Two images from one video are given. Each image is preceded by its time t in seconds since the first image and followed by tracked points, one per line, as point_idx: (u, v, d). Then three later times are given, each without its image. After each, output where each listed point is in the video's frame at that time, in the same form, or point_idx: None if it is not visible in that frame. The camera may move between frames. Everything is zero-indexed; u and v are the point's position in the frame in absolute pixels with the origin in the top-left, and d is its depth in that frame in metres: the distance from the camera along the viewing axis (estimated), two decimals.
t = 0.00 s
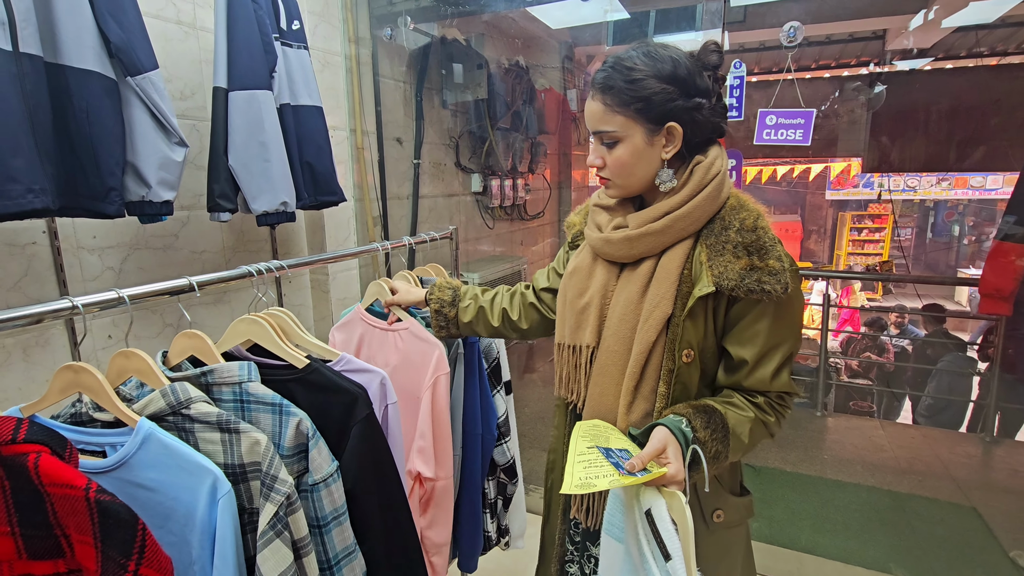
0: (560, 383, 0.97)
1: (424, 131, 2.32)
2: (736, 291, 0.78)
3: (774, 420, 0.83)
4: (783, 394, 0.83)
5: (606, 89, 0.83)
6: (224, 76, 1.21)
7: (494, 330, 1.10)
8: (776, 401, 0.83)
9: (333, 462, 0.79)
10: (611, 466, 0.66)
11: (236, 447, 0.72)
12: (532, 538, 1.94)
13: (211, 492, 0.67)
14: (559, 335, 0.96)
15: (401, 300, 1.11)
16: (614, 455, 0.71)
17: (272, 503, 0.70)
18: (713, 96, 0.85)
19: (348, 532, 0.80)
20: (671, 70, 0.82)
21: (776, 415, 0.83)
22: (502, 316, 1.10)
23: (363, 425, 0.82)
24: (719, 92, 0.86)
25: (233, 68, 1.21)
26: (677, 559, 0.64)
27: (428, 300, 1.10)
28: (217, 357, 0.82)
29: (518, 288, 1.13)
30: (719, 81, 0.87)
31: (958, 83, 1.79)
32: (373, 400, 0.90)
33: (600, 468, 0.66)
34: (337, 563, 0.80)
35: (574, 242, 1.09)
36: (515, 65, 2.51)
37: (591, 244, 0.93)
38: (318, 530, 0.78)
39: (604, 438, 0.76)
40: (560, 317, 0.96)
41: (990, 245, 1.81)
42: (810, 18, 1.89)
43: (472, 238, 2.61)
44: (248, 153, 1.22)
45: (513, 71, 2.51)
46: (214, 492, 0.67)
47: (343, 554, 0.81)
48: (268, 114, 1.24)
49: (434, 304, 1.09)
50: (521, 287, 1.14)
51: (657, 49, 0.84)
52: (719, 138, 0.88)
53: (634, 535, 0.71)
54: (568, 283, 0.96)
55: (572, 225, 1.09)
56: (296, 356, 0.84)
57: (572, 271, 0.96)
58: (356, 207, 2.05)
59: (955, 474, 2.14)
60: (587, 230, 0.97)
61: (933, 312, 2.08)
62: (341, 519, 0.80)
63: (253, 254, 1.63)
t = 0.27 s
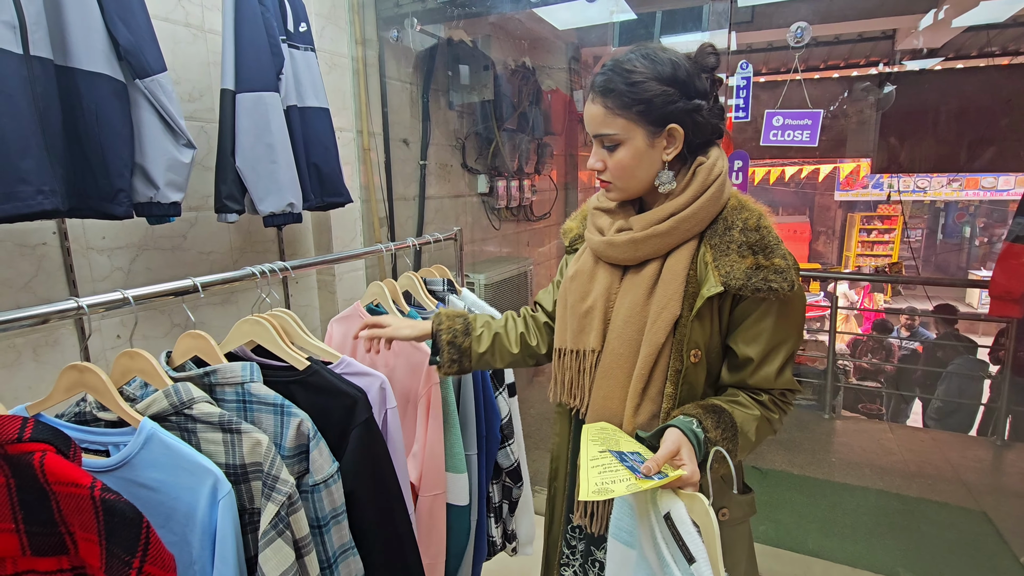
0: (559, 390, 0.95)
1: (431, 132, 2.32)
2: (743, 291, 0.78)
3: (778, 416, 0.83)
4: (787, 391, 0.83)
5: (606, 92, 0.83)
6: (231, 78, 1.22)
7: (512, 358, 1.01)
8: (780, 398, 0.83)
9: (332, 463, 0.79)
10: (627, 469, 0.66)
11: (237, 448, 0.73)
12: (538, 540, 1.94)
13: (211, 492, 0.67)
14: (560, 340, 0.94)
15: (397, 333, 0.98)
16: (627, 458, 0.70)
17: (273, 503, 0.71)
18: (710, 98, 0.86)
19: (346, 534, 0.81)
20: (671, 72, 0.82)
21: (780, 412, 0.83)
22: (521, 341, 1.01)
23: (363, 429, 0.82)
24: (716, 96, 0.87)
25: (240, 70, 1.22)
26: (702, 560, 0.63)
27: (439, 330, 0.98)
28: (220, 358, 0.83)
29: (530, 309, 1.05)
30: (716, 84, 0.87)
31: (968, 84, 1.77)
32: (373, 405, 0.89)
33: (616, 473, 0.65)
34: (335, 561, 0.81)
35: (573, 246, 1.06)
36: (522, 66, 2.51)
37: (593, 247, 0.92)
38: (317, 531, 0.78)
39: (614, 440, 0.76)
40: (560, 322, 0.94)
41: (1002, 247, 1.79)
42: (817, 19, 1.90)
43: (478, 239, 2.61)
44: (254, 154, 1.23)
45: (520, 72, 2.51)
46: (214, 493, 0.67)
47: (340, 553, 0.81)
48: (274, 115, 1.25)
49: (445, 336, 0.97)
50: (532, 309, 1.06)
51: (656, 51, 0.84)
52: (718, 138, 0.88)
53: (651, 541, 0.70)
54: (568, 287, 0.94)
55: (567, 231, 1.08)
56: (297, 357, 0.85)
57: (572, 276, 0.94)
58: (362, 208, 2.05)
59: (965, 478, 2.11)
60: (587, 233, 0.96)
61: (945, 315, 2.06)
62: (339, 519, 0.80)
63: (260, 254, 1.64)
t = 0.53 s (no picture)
0: (569, 395, 0.95)
1: (435, 133, 2.33)
2: (751, 290, 0.77)
3: (786, 415, 0.82)
4: (795, 390, 0.83)
5: (610, 95, 0.82)
6: (237, 79, 1.22)
7: (498, 364, 1.03)
8: (788, 397, 0.82)
9: (332, 466, 0.79)
10: (634, 471, 0.66)
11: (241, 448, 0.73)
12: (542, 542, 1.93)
13: (216, 492, 0.68)
14: (566, 344, 0.93)
15: (381, 363, 0.97)
16: (634, 459, 0.70)
17: (278, 502, 0.72)
18: (715, 97, 0.85)
19: (346, 538, 0.80)
20: (674, 73, 0.81)
21: (788, 410, 0.83)
22: (504, 346, 1.03)
23: (363, 432, 0.82)
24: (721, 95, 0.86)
25: (246, 72, 1.23)
26: (708, 562, 0.61)
27: (416, 355, 0.98)
28: (224, 359, 0.83)
29: (511, 312, 1.07)
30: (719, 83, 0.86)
31: (977, 84, 1.76)
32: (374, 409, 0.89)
33: (624, 474, 0.65)
34: (334, 566, 0.80)
35: (574, 249, 1.06)
36: (526, 67, 2.51)
37: (599, 250, 0.91)
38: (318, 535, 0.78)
39: (621, 441, 0.76)
40: (566, 325, 0.93)
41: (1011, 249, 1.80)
42: (823, 19, 1.88)
43: (483, 240, 2.61)
44: (259, 155, 1.24)
45: (524, 72, 2.51)
46: (219, 492, 0.67)
47: (339, 559, 0.80)
48: (279, 116, 1.26)
49: (425, 360, 0.97)
50: (515, 311, 1.07)
51: (659, 52, 0.83)
52: (724, 137, 0.88)
53: (657, 542, 0.69)
54: (574, 290, 0.93)
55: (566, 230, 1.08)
56: (298, 359, 0.85)
57: (578, 279, 0.93)
58: (366, 209, 2.06)
59: (973, 481, 2.09)
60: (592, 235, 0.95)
61: (954, 316, 2.05)
62: (338, 524, 0.79)
63: (266, 255, 1.65)
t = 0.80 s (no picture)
0: (571, 393, 0.95)
1: (438, 133, 2.33)
2: (753, 295, 0.77)
3: (791, 423, 0.81)
4: (801, 398, 0.82)
5: (613, 101, 0.81)
6: (239, 80, 1.22)
7: (525, 359, 1.08)
8: (794, 404, 0.81)
9: (329, 470, 0.79)
10: (624, 474, 0.66)
11: (243, 447, 0.73)
12: (544, 543, 1.93)
13: (219, 490, 0.68)
14: (571, 343, 0.94)
15: (423, 344, 1.00)
16: (627, 462, 0.70)
17: (279, 501, 0.71)
18: (721, 99, 0.83)
19: (344, 542, 0.80)
20: (677, 76, 0.80)
21: (794, 418, 0.82)
22: (532, 344, 1.08)
23: (363, 434, 0.82)
24: (727, 94, 0.84)
25: (248, 73, 1.23)
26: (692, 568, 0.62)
27: (454, 339, 1.02)
28: (226, 359, 0.84)
29: (540, 312, 1.11)
30: (725, 83, 0.85)
31: (984, 82, 1.76)
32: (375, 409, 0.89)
33: (614, 477, 0.65)
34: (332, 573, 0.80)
35: (584, 249, 1.06)
36: (529, 67, 2.51)
37: (603, 250, 0.91)
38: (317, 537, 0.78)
39: (618, 444, 0.76)
40: (573, 326, 0.95)
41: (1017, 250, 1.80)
42: (827, 18, 1.86)
43: (486, 240, 2.60)
44: (262, 156, 1.24)
45: (527, 73, 2.51)
46: (221, 490, 0.67)
47: (338, 565, 0.80)
48: (282, 117, 1.26)
49: (461, 344, 1.01)
50: (544, 310, 1.12)
51: (662, 55, 0.82)
52: (730, 138, 0.86)
53: (649, 544, 0.71)
54: (579, 290, 0.94)
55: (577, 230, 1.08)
56: (300, 359, 0.85)
57: (583, 279, 0.94)
58: (369, 210, 2.06)
59: (979, 483, 2.08)
60: (597, 235, 0.95)
61: (961, 316, 2.03)
62: (336, 530, 0.79)
63: (268, 255, 1.65)
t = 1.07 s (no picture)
0: (572, 392, 0.94)
1: (439, 133, 2.32)
2: (760, 296, 0.75)
3: (796, 428, 0.80)
4: (806, 402, 0.81)
5: (619, 97, 0.80)
6: (237, 79, 1.22)
7: (544, 358, 1.05)
8: (798, 409, 0.80)
9: (322, 475, 0.78)
10: (622, 474, 0.65)
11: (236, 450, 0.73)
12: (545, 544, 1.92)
13: (214, 493, 0.67)
14: (572, 343, 0.93)
15: (444, 318, 1.04)
16: (626, 462, 0.69)
17: (271, 507, 0.71)
18: (729, 96, 0.82)
19: (338, 549, 0.79)
20: (684, 74, 0.79)
21: (798, 423, 0.81)
22: (555, 344, 1.05)
23: (356, 438, 0.81)
24: (735, 91, 0.83)
25: (247, 73, 1.22)
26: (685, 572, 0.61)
27: (480, 316, 1.04)
28: (224, 361, 0.84)
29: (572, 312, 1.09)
30: (733, 79, 0.84)
31: (987, 81, 1.75)
32: (370, 415, 0.88)
33: (611, 476, 0.64)
34: None
35: (587, 247, 1.06)
36: (530, 67, 2.50)
37: (606, 248, 0.90)
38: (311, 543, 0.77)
39: (618, 443, 0.75)
40: (574, 325, 0.94)
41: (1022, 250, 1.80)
42: (828, 15, 1.84)
43: (487, 240, 2.60)
44: (260, 156, 1.23)
45: (528, 72, 2.50)
46: (217, 494, 0.67)
47: (332, 571, 0.79)
48: (280, 116, 1.25)
49: (486, 321, 1.04)
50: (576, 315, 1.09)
51: (669, 51, 0.81)
52: (739, 135, 0.85)
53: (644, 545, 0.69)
54: (582, 288, 0.93)
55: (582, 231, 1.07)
56: (296, 360, 0.85)
57: (585, 278, 0.94)
58: (369, 209, 2.05)
59: (984, 485, 2.06)
60: (601, 234, 0.94)
61: (966, 317, 2.03)
62: (330, 536, 0.78)
63: (268, 255, 1.65)
